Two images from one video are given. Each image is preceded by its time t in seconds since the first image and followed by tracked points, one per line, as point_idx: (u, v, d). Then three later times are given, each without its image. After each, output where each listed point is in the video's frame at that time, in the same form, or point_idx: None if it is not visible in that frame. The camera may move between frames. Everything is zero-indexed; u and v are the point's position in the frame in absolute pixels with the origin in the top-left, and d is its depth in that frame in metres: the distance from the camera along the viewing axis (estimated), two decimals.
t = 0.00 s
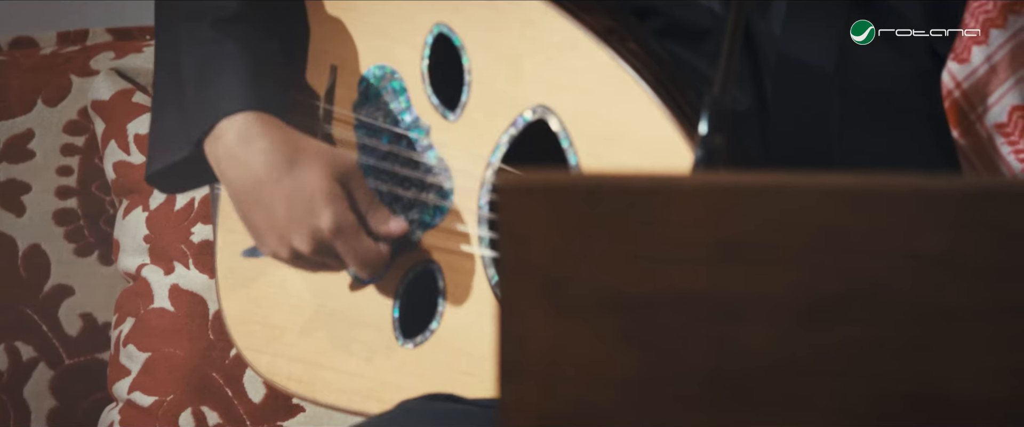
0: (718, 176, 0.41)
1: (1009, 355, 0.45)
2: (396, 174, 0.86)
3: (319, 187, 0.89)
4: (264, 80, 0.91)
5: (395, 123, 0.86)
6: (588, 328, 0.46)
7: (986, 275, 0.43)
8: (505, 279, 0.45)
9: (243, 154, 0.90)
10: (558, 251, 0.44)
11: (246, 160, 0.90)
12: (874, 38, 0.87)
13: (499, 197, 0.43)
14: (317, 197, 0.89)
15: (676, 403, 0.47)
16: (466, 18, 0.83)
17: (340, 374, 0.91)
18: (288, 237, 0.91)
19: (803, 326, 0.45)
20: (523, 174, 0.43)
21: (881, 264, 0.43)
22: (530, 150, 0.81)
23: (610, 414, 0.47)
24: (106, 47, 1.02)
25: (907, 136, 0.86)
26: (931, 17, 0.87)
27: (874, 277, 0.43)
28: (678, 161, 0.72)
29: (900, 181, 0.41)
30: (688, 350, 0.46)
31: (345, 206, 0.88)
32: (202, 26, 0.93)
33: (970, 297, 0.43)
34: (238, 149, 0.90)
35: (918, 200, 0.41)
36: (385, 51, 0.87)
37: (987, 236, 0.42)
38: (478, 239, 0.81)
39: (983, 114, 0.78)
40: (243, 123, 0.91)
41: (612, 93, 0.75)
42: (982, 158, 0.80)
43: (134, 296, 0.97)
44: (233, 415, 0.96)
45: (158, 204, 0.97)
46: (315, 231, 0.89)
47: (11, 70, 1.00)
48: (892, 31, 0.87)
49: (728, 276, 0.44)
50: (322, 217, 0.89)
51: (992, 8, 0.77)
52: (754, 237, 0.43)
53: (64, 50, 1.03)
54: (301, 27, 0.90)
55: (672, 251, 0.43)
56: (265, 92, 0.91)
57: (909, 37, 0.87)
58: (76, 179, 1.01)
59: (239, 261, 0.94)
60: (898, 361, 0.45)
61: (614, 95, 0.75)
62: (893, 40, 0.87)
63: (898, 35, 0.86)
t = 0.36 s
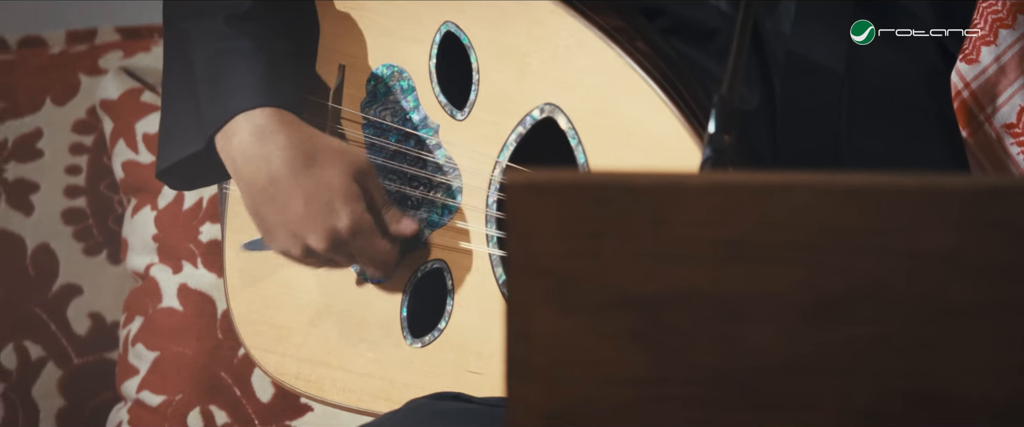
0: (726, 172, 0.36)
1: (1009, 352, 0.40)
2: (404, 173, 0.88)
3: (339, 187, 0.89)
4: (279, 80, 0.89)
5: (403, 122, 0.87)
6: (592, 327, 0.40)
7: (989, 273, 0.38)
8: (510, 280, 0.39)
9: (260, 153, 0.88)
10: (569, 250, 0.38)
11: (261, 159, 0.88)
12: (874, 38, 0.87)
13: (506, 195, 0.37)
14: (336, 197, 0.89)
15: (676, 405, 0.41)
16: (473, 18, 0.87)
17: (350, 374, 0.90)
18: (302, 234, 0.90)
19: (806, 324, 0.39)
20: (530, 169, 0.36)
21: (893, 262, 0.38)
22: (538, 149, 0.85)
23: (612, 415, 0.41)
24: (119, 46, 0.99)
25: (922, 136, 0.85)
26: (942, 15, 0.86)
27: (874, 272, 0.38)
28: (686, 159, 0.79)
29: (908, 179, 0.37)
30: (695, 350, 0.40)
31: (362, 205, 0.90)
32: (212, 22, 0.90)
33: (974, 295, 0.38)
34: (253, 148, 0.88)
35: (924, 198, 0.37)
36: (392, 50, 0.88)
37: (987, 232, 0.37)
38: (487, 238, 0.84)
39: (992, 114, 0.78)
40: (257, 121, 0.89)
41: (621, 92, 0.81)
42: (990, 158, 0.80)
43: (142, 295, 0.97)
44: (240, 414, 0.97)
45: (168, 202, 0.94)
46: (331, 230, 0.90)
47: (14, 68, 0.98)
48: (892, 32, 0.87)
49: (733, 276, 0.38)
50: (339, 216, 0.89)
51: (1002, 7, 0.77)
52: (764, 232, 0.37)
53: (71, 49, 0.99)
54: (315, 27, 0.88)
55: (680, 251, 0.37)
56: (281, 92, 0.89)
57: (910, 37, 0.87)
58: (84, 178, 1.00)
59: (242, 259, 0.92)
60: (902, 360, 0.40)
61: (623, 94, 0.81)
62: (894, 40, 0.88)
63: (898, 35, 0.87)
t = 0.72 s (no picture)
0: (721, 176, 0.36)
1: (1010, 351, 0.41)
2: (399, 174, 0.88)
3: (324, 184, 0.88)
4: (266, 81, 0.89)
5: (398, 124, 0.87)
6: (587, 329, 0.40)
7: (985, 275, 0.39)
8: (507, 281, 0.39)
9: (246, 155, 0.88)
10: (565, 251, 0.38)
11: (247, 161, 0.88)
12: (874, 38, 0.85)
13: (502, 198, 0.36)
14: (324, 195, 0.88)
15: (677, 404, 0.42)
16: (470, 20, 0.87)
17: (346, 376, 0.89)
18: (297, 236, 0.89)
19: (806, 322, 0.40)
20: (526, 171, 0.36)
21: (888, 262, 0.39)
22: (535, 150, 0.85)
23: (613, 415, 0.42)
24: (116, 47, 0.97)
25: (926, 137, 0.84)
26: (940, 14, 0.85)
27: (874, 272, 0.39)
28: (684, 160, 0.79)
29: (904, 181, 0.37)
30: (693, 352, 0.41)
31: (350, 201, 0.89)
32: (201, 26, 0.91)
33: (973, 296, 0.39)
34: (240, 151, 0.88)
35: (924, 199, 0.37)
36: (389, 52, 0.88)
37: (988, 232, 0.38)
38: (483, 241, 0.85)
39: (989, 116, 0.78)
40: (244, 125, 0.88)
41: (617, 94, 0.82)
42: (988, 160, 0.79)
43: (138, 297, 0.97)
44: (236, 415, 0.96)
45: (163, 205, 0.95)
46: (321, 229, 0.88)
47: (12, 69, 0.98)
48: (892, 32, 0.85)
49: (727, 278, 0.39)
50: (327, 213, 0.88)
51: (998, 10, 0.77)
52: (756, 234, 0.37)
53: (67, 49, 0.98)
54: (302, 27, 0.89)
55: (678, 253, 0.38)
56: (266, 94, 0.89)
57: (910, 37, 0.85)
58: (81, 179, 0.98)
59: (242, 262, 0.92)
60: (899, 362, 0.41)
61: (619, 96, 0.82)
62: (895, 41, 0.85)
63: (898, 36, 0.85)
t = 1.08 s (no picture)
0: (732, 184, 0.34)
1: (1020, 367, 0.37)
2: (401, 183, 0.87)
3: (336, 207, 0.88)
4: (277, 85, 0.89)
5: (400, 133, 0.86)
6: (586, 340, 0.37)
7: (984, 285, 0.36)
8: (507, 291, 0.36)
9: (260, 167, 0.88)
10: (564, 261, 0.36)
11: (261, 174, 0.87)
12: (874, 38, 0.85)
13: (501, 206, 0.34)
14: (332, 217, 0.88)
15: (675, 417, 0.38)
16: (469, 26, 0.85)
17: (346, 385, 0.89)
18: (292, 251, 0.89)
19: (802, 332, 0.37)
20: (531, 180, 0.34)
21: (886, 271, 0.36)
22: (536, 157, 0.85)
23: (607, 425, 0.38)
24: (116, 56, 0.96)
25: (920, 144, 0.84)
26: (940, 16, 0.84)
27: (870, 282, 0.36)
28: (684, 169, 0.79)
29: (904, 190, 0.35)
30: (690, 358, 0.38)
31: (355, 229, 0.89)
32: (213, 33, 0.90)
33: (972, 306, 0.36)
34: (253, 162, 0.88)
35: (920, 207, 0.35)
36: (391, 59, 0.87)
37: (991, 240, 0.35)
38: (483, 250, 0.84)
39: (987, 122, 0.77)
40: (262, 135, 0.88)
41: (618, 103, 0.81)
42: (987, 167, 0.80)
43: (135, 307, 0.96)
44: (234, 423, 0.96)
45: (162, 214, 0.94)
46: (323, 250, 0.89)
47: (9, 79, 0.97)
48: (891, 31, 0.85)
49: (734, 287, 0.36)
50: (334, 237, 0.89)
51: (995, 15, 0.76)
52: (772, 242, 0.35)
53: (67, 58, 0.97)
54: (313, 36, 0.88)
55: (675, 263, 0.35)
56: (278, 99, 0.89)
57: (910, 37, 0.85)
58: (79, 189, 0.97)
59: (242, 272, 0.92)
60: (898, 372, 0.37)
61: (620, 105, 0.81)
62: (895, 39, 0.85)
63: (898, 35, 0.85)
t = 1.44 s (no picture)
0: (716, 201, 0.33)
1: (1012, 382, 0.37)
2: (386, 200, 0.88)
3: (312, 216, 0.88)
4: (254, 111, 0.90)
5: (385, 149, 0.87)
6: (575, 356, 0.37)
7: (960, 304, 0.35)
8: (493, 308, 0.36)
9: (236, 186, 0.89)
10: (542, 278, 0.35)
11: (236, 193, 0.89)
12: (874, 38, 0.84)
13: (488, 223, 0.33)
14: (311, 226, 0.88)
15: None
16: (456, 44, 0.86)
17: (330, 401, 0.88)
18: (285, 267, 0.89)
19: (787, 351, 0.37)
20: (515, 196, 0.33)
21: (875, 289, 0.35)
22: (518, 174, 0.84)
23: None
24: (100, 73, 0.96)
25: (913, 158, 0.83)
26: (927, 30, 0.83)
27: (858, 299, 0.35)
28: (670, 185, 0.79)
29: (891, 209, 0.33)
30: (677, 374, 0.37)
31: (339, 234, 0.89)
32: (190, 58, 0.91)
33: (959, 322, 0.35)
34: (231, 181, 0.89)
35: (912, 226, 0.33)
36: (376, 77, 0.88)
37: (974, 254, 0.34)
38: (469, 266, 0.83)
39: (974, 140, 0.77)
40: (236, 156, 0.90)
41: (604, 120, 0.81)
42: (974, 183, 0.79)
43: (121, 323, 0.95)
44: None
45: (147, 231, 0.94)
46: (310, 260, 0.89)
47: None
48: (892, 31, 0.84)
49: (722, 305, 0.36)
50: (316, 246, 0.89)
51: (982, 33, 0.76)
52: (742, 260, 0.34)
53: (52, 76, 0.96)
54: (292, 58, 0.91)
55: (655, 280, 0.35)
56: (255, 121, 0.90)
57: (909, 38, 0.84)
58: (65, 206, 0.96)
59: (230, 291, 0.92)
60: (885, 388, 0.37)
61: (605, 122, 0.81)
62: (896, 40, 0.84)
63: (899, 35, 0.83)
